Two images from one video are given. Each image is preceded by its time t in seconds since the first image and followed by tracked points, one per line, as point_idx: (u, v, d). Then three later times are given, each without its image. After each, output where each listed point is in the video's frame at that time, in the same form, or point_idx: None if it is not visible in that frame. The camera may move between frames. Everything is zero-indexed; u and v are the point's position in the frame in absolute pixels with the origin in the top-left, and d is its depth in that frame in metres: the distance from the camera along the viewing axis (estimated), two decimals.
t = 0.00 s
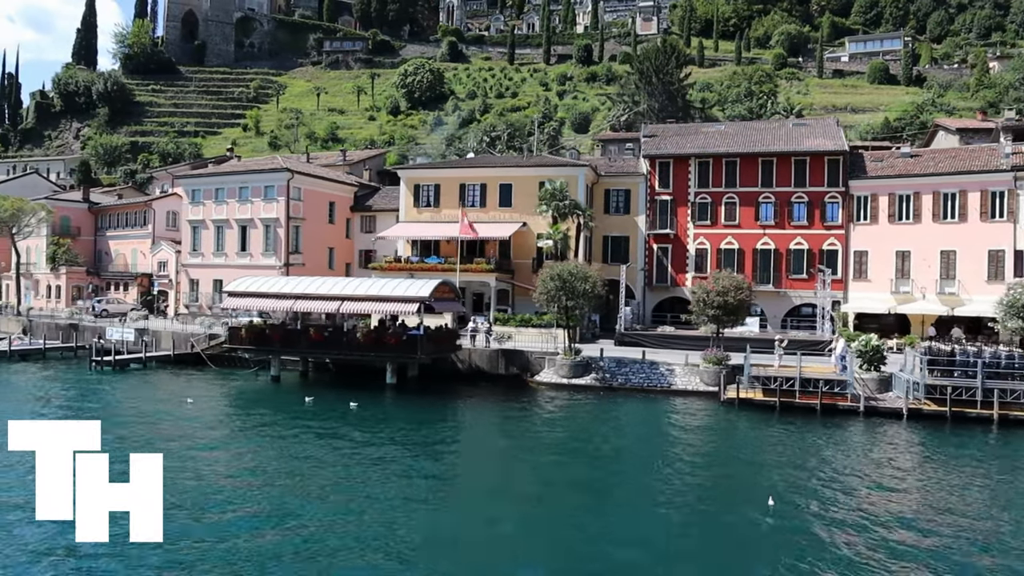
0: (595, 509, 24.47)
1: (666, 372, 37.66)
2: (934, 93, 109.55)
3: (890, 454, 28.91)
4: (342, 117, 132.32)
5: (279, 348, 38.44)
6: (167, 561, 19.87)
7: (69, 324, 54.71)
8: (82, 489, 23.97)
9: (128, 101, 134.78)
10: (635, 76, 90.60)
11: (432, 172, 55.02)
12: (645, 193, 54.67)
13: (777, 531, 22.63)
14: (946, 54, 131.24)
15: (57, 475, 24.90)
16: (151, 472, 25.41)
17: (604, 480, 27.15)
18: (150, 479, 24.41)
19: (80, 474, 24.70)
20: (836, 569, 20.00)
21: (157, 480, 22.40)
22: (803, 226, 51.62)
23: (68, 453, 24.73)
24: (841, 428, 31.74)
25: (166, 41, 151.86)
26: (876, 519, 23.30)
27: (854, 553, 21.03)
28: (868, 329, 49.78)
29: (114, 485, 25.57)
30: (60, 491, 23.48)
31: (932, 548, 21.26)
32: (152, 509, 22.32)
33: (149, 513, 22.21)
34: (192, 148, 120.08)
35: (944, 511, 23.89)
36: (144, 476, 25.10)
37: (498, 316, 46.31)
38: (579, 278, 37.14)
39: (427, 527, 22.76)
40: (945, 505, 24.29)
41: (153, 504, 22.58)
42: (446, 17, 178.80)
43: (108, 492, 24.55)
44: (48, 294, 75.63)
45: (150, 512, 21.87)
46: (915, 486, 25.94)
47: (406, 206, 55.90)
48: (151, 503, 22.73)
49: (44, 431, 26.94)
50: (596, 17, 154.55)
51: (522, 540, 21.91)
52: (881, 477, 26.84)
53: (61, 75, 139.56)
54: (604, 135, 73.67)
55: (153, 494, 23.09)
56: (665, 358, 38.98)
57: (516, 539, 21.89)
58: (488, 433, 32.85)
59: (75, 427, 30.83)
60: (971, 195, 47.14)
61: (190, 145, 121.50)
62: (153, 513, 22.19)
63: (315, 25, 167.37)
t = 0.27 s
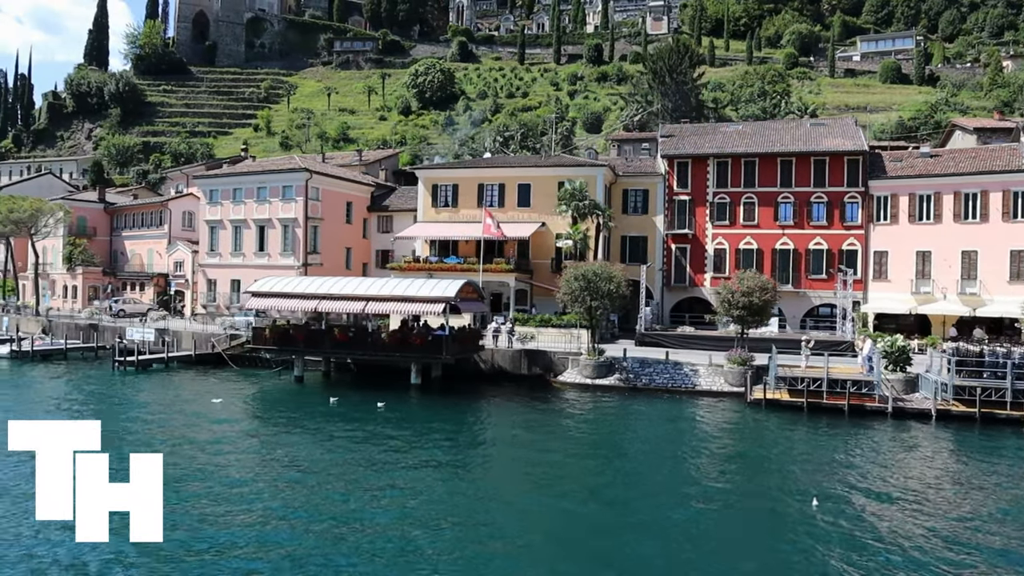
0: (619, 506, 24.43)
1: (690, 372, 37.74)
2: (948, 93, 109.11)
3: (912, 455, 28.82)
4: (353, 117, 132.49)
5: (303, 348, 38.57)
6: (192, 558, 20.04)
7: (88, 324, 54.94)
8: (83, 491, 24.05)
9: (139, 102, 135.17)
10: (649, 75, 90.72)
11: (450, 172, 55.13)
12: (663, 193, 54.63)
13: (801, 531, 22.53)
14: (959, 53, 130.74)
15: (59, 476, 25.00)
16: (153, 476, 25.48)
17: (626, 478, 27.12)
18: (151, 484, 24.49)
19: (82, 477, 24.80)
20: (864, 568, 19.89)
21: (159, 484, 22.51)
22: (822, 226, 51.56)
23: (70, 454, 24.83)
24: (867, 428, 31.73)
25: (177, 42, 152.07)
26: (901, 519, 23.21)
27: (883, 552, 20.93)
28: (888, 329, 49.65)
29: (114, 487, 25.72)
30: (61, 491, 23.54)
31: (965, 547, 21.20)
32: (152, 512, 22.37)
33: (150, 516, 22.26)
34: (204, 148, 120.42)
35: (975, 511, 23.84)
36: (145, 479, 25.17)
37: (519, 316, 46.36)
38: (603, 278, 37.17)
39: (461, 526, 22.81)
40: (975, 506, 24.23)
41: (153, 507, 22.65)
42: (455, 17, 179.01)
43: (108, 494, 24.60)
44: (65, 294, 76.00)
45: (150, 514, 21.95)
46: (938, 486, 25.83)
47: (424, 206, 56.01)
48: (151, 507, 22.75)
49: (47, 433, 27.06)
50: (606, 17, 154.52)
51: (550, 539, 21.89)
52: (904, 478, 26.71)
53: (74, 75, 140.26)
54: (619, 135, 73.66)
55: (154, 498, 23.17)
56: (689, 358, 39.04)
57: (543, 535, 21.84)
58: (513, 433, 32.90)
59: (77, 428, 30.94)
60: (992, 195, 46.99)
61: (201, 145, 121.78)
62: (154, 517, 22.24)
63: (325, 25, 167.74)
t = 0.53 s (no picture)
0: (646, 507, 24.28)
1: (714, 373, 37.75)
2: (962, 92, 108.65)
3: (939, 457, 28.60)
4: (364, 117, 132.60)
5: (327, 348, 38.64)
6: (205, 560, 19.62)
7: (108, 324, 55.13)
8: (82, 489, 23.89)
9: (151, 102, 135.53)
10: (663, 75, 90.97)
11: (468, 172, 55.18)
12: (681, 193, 54.57)
13: (831, 532, 22.35)
14: (971, 52, 130.22)
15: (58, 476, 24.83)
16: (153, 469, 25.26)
17: (652, 479, 26.97)
18: (149, 476, 24.22)
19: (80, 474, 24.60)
20: (898, 570, 19.70)
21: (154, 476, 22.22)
22: (842, 227, 51.45)
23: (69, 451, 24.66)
24: (894, 429, 31.65)
25: (188, 42, 151.86)
26: (933, 521, 23.00)
27: (916, 554, 20.73)
28: (909, 330, 49.53)
29: (114, 485, 25.52)
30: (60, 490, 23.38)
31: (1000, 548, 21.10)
32: (150, 506, 22.12)
33: (148, 509, 22.02)
34: (216, 148, 120.70)
35: (1006, 512, 23.74)
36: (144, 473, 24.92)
37: (540, 317, 46.38)
38: (628, 279, 37.16)
39: (495, 525, 22.77)
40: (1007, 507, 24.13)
41: (151, 500, 22.39)
42: (465, 17, 179.18)
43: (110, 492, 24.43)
44: (81, 294, 76.27)
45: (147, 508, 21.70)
46: (967, 489, 25.62)
47: (442, 206, 56.08)
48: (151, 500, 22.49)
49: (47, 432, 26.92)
50: (616, 17, 154.50)
51: (579, 539, 21.73)
52: (933, 479, 26.57)
53: (85, 76, 140.82)
54: (634, 135, 73.62)
55: (152, 491, 22.92)
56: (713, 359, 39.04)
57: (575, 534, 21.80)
58: (538, 432, 32.90)
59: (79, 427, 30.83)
60: (1013, 195, 46.82)
61: (213, 145, 122.01)
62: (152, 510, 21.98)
63: (335, 25, 168.13)
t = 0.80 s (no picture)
0: (672, 508, 24.27)
1: (735, 373, 37.79)
2: (974, 90, 108.27)
3: (959, 458, 28.51)
4: (374, 117, 132.72)
5: (348, 348, 38.72)
6: (214, 562, 19.69)
7: (125, 323, 55.35)
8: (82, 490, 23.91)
9: (161, 102, 135.96)
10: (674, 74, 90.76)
11: (484, 172, 55.24)
12: (697, 193, 54.52)
13: (858, 533, 22.31)
14: (982, 50, 129.73)
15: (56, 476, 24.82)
16: (152, 471, 25.28)
17: (672, 478, 26.95)
18: (147, 477, 24.25)
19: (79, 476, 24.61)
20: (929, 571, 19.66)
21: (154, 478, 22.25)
22: (859, 226, 51.35)
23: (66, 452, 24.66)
24: (917, 430, 31.58)
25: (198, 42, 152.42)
26: (955, 522, 22.91)
27: (945, 556, 20.67)
28: (926, 330, 49.41)
29: (113, 486, 25.51)
30: (59, 491, 23.38)
31: None
32: (150, 508, 22.16)
33: (148, 512, 22.06)
34: (225, 148, 120.99)
35: None
36: (143, 475, 24.92)
37: (557, 317, 46.42)
38: (649, 279, 37.15)
39: (526, 525, 22.80)
40: None
41: (151, 502, 22.43)
42: (473, 17, 179.20)
43: (108, 493, 24.42)
44: (95, 293, 76.57)
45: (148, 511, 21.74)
46: (988, 490, 25.52)
47: (458, 206, 56.14)
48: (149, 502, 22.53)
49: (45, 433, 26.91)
50: (625, 16, 154.45)
51: (600, 539, 21.72)
52: (958, 480, 26.49)
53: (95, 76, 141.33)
54: (647, 135, 73.57)
55: (152, 492, 22.97)
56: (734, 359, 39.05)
57: (601, 535, 21.80)
58: (560, 432, 32.93)
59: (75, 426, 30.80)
60: None
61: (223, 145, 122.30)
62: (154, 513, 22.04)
63: (343, 25, 168.38)
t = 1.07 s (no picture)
0: (701, 507, 24.20)
1: (759, 373, 37.80)
2: (988, 89, 107.85)
3: (985, 458, 28.33)
4: (385, 117, 132.76)
5: (371, 348, 38.79)
6: (234, 559, 19.65)
7: (145, 323, 55.57)
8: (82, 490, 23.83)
9: (172, 103, 136.35)
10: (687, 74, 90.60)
11: (502, 172, 55.29)
12: (715, 193, 54.46)
13: (890, 532, 22.19)
14: (995, 49, 129.21)
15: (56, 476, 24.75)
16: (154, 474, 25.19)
17: (694, 480, 26.84)
18: (147, 482, 24.17)
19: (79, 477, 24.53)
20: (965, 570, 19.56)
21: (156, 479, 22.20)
22: (878, 226, 51.19)
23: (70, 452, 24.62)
24: (944, 431, 31.47)
25: (208, 42, 152.64)
26: (984, 523, 22.74)
27: (980, 555, 20.55)
28: (947, 331, 49.28)
29: (113, 487, 25.46)
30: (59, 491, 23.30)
31: None
32: (149, 510, 22.06)
33: (146, 514, 21.94)
34: (237, 148, 121.26)
35: None
36: (143, 477, 24.80)
37: (578, 317, 46.43)
38: (674, 280, 37.13)
39: (555, 523, 22.77)
40: None
41: (151, 503, 22.34)
42: (483, 17, 179.32)
43: (107, 494, 24.31)
44: (112, 294, 76.82)
45: (148, 512, 21.64)
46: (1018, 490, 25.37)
47: (476, 206, 56.18)
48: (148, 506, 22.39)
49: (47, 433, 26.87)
50: (636, 16, 154.40)
51: (632, 538, 21.66)
52: (988, 480, 26.35)
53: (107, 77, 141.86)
54: (663, 135, 73.50)
55: (153, 494, 22.89)
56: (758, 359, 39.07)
57: (632, 534, 21.74)
58: (584, 432, 32.89)
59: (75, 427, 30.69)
60: None
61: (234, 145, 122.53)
62: (151, 515, 21.93)
63: (353, 26, 168.69)
